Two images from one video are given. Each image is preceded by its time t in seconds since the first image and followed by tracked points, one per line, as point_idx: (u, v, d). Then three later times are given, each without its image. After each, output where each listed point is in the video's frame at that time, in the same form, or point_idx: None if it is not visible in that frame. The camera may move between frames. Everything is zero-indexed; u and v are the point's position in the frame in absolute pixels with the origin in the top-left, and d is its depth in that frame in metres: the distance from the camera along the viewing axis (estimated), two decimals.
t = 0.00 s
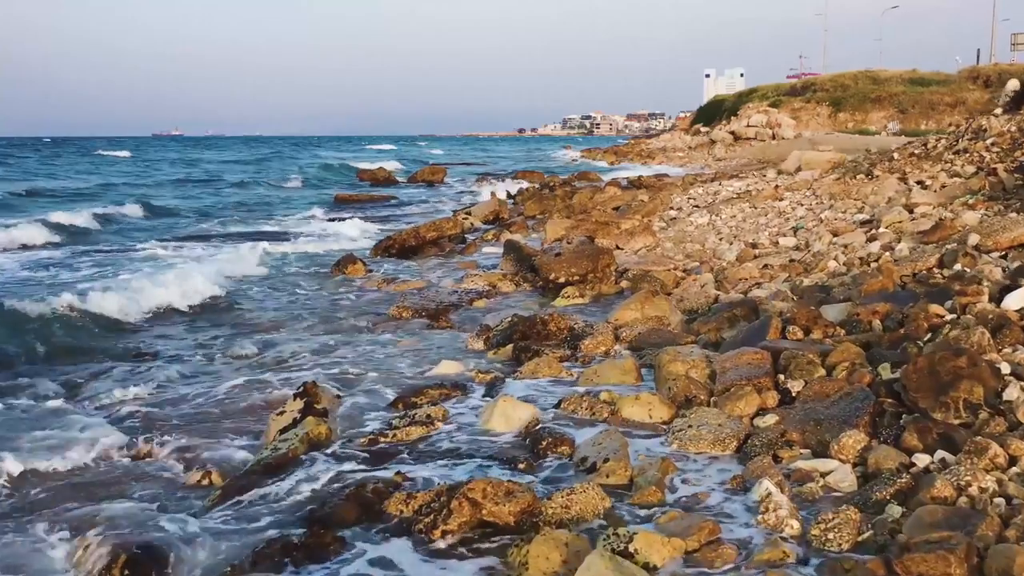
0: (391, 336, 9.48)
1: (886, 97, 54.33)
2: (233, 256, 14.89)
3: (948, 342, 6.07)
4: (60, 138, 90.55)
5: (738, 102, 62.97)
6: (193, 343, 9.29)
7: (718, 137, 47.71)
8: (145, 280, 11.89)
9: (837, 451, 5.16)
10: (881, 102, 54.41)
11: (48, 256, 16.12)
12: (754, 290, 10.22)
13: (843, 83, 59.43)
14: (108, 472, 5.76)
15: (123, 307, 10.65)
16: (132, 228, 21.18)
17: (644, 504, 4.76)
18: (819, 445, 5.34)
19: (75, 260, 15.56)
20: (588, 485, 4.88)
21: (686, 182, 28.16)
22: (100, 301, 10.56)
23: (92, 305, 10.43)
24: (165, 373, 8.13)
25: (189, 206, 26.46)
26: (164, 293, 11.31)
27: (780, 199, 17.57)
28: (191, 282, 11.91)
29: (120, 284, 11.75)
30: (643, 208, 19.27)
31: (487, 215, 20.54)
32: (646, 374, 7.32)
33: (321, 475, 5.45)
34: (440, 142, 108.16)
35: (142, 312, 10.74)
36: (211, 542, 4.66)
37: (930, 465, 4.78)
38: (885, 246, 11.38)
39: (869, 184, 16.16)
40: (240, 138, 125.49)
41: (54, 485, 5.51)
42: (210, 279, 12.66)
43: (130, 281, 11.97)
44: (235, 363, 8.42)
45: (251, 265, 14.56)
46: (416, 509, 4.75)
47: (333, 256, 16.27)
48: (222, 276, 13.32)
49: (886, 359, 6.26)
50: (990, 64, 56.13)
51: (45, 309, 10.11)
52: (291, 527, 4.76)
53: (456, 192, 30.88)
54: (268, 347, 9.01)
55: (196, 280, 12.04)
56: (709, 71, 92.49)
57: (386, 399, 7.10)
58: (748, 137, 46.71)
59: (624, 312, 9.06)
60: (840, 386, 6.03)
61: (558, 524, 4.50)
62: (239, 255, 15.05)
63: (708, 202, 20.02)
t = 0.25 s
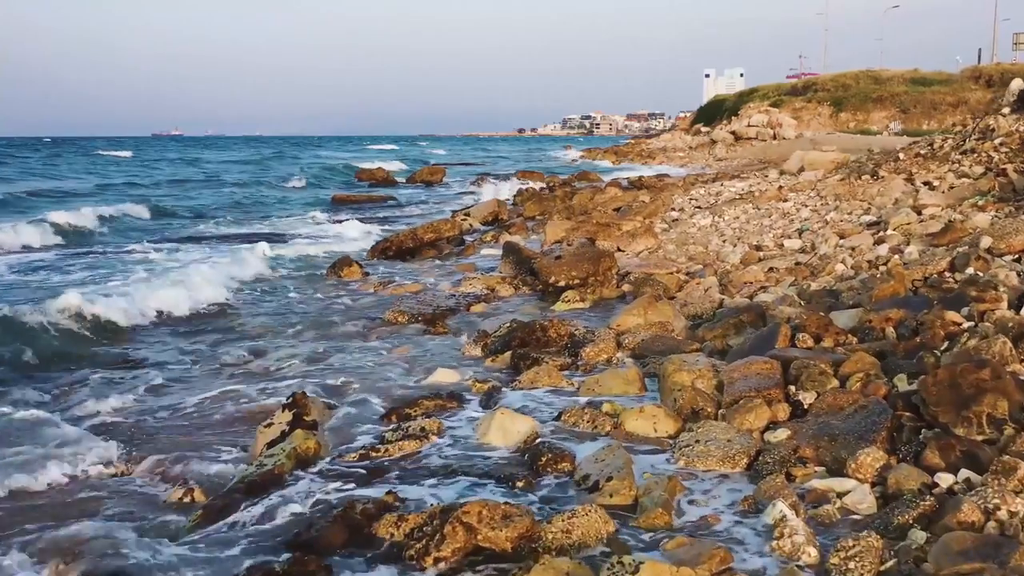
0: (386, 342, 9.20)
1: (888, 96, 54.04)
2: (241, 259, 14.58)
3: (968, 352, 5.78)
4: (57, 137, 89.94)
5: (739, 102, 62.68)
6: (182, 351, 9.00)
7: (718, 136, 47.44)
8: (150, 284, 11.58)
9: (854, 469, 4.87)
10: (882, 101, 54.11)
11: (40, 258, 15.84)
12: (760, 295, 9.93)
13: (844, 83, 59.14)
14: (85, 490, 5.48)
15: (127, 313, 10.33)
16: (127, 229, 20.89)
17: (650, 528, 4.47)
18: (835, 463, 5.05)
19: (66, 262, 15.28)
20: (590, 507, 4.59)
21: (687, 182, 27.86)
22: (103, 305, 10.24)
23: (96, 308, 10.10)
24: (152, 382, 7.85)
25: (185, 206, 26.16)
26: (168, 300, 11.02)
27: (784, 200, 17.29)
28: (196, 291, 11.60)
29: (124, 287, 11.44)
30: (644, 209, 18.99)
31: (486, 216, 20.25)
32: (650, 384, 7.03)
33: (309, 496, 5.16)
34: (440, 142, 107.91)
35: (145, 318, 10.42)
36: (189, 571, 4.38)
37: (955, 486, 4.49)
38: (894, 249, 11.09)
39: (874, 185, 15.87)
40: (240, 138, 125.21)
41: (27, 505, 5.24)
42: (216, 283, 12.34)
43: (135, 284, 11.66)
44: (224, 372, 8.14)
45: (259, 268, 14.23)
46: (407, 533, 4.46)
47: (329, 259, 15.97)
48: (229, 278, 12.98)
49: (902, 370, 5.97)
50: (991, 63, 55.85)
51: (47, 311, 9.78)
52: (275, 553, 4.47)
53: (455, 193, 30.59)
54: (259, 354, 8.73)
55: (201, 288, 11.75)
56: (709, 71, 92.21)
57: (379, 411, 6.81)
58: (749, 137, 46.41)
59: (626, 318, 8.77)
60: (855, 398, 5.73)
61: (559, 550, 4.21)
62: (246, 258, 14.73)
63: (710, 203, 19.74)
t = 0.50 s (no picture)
0: (381, 348, 8.91)
1: (889, 96, 53.75)
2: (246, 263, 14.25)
3: (990, 362, 5.48)
4: (56, 137, 89.70)
5: (740, 102, 62.39)
6: (171, 357, 8.72)
7: (718, 137, 47.16)
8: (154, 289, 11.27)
9: (873, 490, 4.58)
10: (883, 101, 53.82)
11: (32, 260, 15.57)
12: (766, 299, 9.65)
13: (845, 82, 58.85)
14: (62, 508, 5.22)
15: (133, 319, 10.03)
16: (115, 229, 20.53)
17: (657, 555, 4.17)
18: (852, 483, 4.75)
19: (58, 265, 15.01)
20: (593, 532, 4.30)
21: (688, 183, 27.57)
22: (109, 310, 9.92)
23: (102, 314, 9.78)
24: (137, 390, 7.58)
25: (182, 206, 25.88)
26: (174, 307, 10.71)
27: (787, 201, 17.00)
28: (202, 297, 11.29)
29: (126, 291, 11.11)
30: (646, 210, 18.71)
31: (485, 217, 19.97)
32: (654, 395, 6.74)
33: (294, 518, 4.87)
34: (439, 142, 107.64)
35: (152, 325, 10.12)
36: None
37: (983, 509, 4.20)
38: (903, 252, 10.80)
39: (880, 186, 15.58)
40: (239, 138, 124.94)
41: None
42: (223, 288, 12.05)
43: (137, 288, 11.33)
44: (213, 380, 7.86)
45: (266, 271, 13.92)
46: (396, 560, 4.16)
47: (325, 261, 15.69)
48: (237, 282, 12.66)
49: (920, 382, 5.68)
50: (993, 63, 55.56)
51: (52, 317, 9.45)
52: None
53: (454, 193, 30.30)
54: (249, 361, 8.45)
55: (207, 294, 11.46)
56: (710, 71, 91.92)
57: (372, 423, 6.52)
58: (750, 137, 46.12)
59: (629, 324, 8.48)
60: (871, 412, 5.44)
61: None
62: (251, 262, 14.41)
63: (713, 204, 19.45)
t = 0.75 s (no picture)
0: (375, 356, 8.62)
1: (891, 96, 53.46)
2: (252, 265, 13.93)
3: (1015, 375, 5.17)
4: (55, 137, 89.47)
5: (740, 102, 62.09)
6: (158, 365, 8.44)
7: (719, 136, 46.88)
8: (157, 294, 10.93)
9: (895, 514, 4.28)
10: (885, 101, 53.53)
11: (22, 262, 15.29)
12: (772, 304, 9.36)
13: (846, 82, 58.58)
14: (33, 529, 4.93)
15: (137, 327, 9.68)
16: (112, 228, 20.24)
17: None
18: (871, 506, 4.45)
19: (48, 267, 14.72)
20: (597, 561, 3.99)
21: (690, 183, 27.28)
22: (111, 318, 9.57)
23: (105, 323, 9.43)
24: (122, 399, 7.29)
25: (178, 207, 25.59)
26: (178, 314, 10.37)
27: (792, 202, 16.71)
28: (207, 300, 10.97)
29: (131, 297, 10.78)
30: (647, 211, 18.42)
31: (484, 218, 19.68)
32: (659, 407, 6.47)
33: (276, 543, 4.58)
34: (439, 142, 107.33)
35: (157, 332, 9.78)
36: None
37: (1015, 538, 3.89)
38: (912, 255, 10.50)
39: (887, 186, 15.28)
40: (239, 138, 124.65)
41: None
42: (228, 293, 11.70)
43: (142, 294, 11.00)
44: (200, 388, 7.58)
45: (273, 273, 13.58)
46: None
47: (321, 263, 15.41)
48: (244, 285, 12.33)
49: (942, 395, 5.36)
50: (995, 62, 55.27)
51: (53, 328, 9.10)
52: None
53: (453, 194, 30.01)
54: (239, 369, 8.16)
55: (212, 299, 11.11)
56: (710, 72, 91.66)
57: (363, 438, 6.24)
58: (751, 137, 45.83)
59: (631, 330, 8.20)
60: (888, 427, 5.15)
61: None
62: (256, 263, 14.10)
63: (715, 205, 19.17)
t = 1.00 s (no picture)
0: (365, 367, 8.20)
1: (893, 95, 53.05)
2: (257, 267, 13.34)
3: None
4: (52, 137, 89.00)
5: (741, 101, 61.67)
6: (137, 377, 8.00)
7: (720, 136, 46.45)
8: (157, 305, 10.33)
9: (933, 556, 3.85)
10: (887, 100, 53.13)
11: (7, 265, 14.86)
12: (782, 312, 8.93)
13: (848, 82, 58.18)
14: None
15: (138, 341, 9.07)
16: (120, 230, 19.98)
17: None
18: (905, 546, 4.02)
19: (33, 271, 14.29)
20: None
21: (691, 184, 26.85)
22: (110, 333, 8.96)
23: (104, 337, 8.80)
24: (95, 415, 6.86)
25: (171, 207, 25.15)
26: (183, 325, 9.80)
27: (797, 204, 16.28)
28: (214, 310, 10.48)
29: (130, 309, 10.17)
30: (649, 212, 17.98)
31: (481, 219, 19.25)
32: (667, 427, 6.04)
33: None
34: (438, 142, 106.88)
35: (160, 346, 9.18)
36: None
37: None
38: (928, 260, 10.06)
39: (896, 188, 14.86)
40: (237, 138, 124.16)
41: None
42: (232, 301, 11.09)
43: (143, 305, 10.39)
44: (180, 403, 7.15)
45: (280, 278, 13.02)
46: None
47: (314, 267, 14.96)
48: (252, 288, 11.84)
49: (975, 418, 4.93)
50: (998, 62, 54.85)
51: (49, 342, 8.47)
52: None
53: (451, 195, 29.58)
54: (223, 382, 7.74)
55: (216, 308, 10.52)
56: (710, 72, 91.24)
57: (348, 461, 5.80)
58: (752, 137, 45.40)
59: (635, 341, 7.77)
60: (919, 454, 4.71)
61: None
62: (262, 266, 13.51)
63: (718, 207, 18.74)
